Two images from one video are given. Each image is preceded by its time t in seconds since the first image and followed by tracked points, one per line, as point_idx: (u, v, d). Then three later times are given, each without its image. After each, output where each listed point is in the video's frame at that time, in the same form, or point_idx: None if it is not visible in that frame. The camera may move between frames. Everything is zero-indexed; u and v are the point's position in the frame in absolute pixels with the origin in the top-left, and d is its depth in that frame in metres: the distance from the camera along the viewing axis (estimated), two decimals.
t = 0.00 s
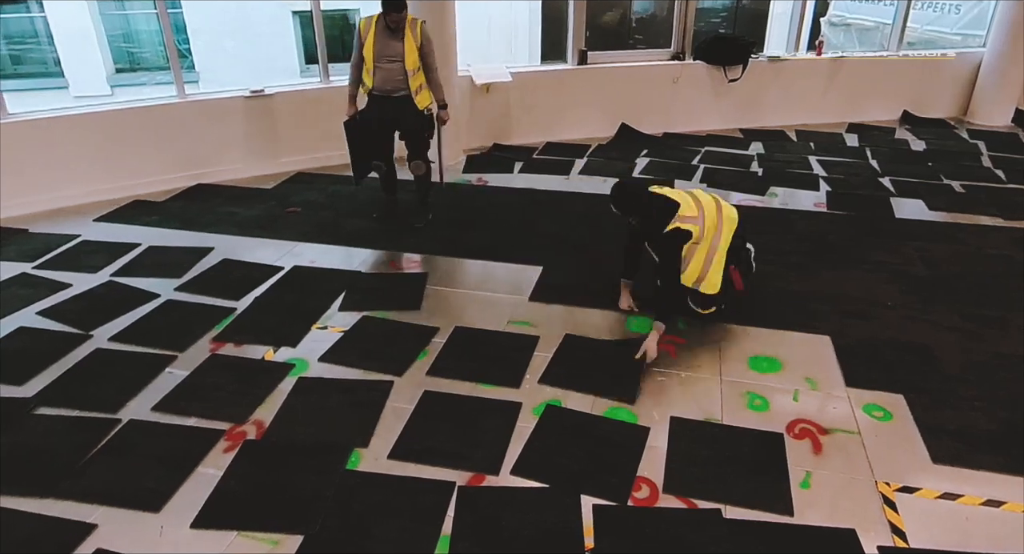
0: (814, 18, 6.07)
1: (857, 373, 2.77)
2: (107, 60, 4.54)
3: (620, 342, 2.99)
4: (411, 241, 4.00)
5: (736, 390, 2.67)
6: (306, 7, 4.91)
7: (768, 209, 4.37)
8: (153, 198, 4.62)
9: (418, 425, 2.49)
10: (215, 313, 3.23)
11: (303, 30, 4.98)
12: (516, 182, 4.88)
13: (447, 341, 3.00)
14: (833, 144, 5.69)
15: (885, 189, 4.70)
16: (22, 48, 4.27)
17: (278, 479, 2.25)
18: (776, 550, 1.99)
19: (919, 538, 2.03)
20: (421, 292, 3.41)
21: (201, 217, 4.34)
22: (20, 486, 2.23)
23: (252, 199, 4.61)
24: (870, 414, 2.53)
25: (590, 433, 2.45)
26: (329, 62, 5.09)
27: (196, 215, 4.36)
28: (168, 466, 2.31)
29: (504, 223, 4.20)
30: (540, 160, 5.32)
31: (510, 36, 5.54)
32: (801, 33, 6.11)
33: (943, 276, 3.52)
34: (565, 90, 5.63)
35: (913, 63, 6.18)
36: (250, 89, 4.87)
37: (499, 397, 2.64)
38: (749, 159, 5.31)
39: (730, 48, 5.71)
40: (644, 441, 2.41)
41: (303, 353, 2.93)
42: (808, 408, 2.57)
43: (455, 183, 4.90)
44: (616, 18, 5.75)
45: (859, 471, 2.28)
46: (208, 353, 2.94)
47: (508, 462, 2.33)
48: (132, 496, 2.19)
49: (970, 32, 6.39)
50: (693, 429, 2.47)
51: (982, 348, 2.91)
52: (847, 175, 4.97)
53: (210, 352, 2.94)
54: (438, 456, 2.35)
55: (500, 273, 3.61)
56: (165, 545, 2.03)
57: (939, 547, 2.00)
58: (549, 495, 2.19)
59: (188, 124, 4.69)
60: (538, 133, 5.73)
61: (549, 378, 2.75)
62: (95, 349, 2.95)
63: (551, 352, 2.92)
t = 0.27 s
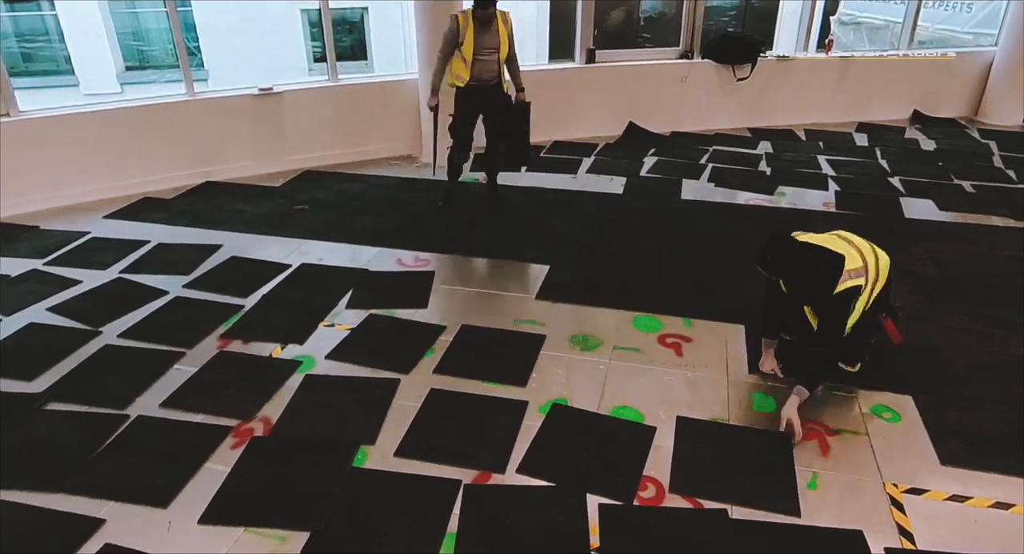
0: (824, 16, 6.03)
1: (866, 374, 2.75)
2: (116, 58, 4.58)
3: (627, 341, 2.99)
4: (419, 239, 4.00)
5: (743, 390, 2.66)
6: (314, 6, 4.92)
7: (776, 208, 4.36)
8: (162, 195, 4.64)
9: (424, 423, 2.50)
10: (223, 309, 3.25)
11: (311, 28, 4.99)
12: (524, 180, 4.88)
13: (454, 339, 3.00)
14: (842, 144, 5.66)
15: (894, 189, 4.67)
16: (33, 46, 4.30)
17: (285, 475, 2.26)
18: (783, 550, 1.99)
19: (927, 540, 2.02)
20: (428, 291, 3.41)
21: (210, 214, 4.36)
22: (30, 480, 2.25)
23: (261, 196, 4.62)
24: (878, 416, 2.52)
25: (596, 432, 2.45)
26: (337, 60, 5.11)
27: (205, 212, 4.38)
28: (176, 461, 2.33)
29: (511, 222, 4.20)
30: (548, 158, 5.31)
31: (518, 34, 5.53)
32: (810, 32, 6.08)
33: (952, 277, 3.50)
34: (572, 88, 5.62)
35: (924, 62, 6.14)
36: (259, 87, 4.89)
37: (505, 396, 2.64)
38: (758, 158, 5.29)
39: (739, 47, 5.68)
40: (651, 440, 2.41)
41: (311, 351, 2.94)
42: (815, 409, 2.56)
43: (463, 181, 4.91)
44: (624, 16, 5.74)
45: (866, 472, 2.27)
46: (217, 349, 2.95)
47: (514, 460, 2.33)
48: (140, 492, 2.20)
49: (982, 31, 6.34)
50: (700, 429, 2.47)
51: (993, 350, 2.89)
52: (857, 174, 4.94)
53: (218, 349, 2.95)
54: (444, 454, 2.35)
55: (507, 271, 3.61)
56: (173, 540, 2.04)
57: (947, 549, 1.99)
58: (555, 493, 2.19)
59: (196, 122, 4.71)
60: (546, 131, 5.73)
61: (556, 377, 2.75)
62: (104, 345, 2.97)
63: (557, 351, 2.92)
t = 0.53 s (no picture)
0: (833, 15, 6.00)
1: (874, 375, 2.74)
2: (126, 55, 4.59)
3: (633, 340, 2.98)
4: (426, 237, 4.01)
5: (750, 391, 2.65)
6: (322, 3, 4.93)
7: (784, 208, 4.34)
8: (170, 193, 4.67)
9: (430, 421, 2.50)
10: (230, 306, 3.26)
11: (320, 26, 5.00)
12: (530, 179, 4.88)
13: (460, 338, 3.00)
14: (851, 143, 5.63)
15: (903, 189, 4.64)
16: (44, 43, 4.35)
17: (291, 472, 2.27)
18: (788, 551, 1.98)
19: (934, 541, 2.01)
20: (435, 289, 3.42)
21: (218, 211, 4.37)
22: (39, 475, 2.27)
23: (268, 194, 4.64)
24: (886, 417, 2.50)
25: (602, 431, 2.44)
26: (345, 58, 5.11)
27: (213, 210, 4.40)
28: (184, 457, 2.34)
29: (518, 220, 4.20)
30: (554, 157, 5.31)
31: (526, 32, 5.53)
32: (820, 31, 6.05)
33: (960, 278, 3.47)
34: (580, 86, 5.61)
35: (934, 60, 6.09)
36: (267, 85, 4.90)
37: (511, 394, 2.65)
38: (766, 157, 5.27)
39: (747, 46, 5.65)
40: (656, 440, 2.41)
41: (317, 348, 2.95)
42: (822, 409, 2.54)
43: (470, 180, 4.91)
44: (632, 15, 5.72)
45: (873, 474, 2.26)
46: (224, 346, 2.97)
47: (519, 459, 2.33)
48: (148, 487, 2.21)
49: (993, 30, 6.30)
50: (706, 429, 2.46)
51: (1001, 352, 2.86)
52: (866, 174, 4.91)
53: (226, 345, 2.97)
54: (450, 452, 2.35)
55: (513, 270, 3.61)
56: (180, 536, 2.05)
57: (954, 551, 1.98)
58: (560, 492, 2.19)
59: (205, 119, 4.73)
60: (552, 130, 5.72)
61: (562, 376, 2.75)
62: (112, 341, 2.99)
63: (563, 350, 2.92)
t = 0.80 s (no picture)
0: (843, 14, 5.97)
1: (881, 375, 2.72)
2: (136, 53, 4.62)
3: (640, 340, 2.98)
4: (433, 235, 4.02)
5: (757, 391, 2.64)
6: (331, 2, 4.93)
7: (792, 207, 4.32)
8: (179, 190, 4.69)
9: (436, 419, 2.51)
10: (238, 304, 3.28)
11: (328, 24, 5.01)
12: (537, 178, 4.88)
13: (466, 336, 3.01)
14: (860, 143, 5.60)
15: (912, 189, 4.61)
16: (55, 41, 4.36)
17: (298, 469, 2.28)
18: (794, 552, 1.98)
19: (942, 543, 2.00)
20: (441, 287, 3.42)
21: (226, 209, 4.39)
22: (48, 470, 2.29)
23: (276, 192, 4.66)
24: (894, 418, 2.49)
25: (607, 430, 2.44)
26: (353, 56, 5.12)
27: (221, 207, 4.42)
28: (191, 453, 2.35)
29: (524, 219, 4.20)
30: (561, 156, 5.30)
31: (534, 31, 5.52)
32: (829, 29, 6.01)
33: (969, 278, 3.45)
34: (587, 85, 5.60)
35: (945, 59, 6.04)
36: (276, 83, 4.92)
37: (517, 393, 2.65)
38: (774, 157, 5.25)
39: (756, 44, 5.62)
40: (662, 439, 2.40)
41: (324, 346, 2.96)
42: (830, 410, 2.53)
43: (477, 178, 4.91)
44: (640, 13, 5.70)
45: (881, 475, 2.25)
46: (232, 343, 2.98)
47: (524, 457, 2.33)
48: (156, 483, 2.23)
49: (1005, 29, 6.24)
50: (712, 429, 2.45)
51: (1011, 353, 2.84)
52: (875, 174, 4.88)
53: (233, 342, 2.98)
54: (455, 450, 2.36)
55: (520, 269, 3.61)
56: (187, 531, 2.07)
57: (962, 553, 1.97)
58: (565, 491, 2.19)
59: (214, 117, 4.75)
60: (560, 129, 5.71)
61: (568, 375, 2.74)
62: (121, 338, 3.01)
63: (570, 349, 2.92)
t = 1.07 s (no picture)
0: (853, 13, 5.93)
1: (889, 376, 2.71)
2: (145, 51, 4.64)
3: (646, 339, 2.97)
4: (440, 233, 4.02)
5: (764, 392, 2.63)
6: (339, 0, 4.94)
7: (800, 207, 4.30)
8: (187, 188, 4.71)
9: (442, 417, 2.51)
10: (245, 301, 3.29)
11: (336, 23, 5.02)
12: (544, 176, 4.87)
13: (472, 335, 3.01)
14: (869, 143, 5.57)
15: (922, 189, 4.59)
16: (65, 39, 4.38)
17: (305, 466, 2.28)
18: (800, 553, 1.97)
19: (950, 546, 1.98)
20: (448, 286, 3.42)
21: (234, 207, 4.41)
22: (57, 465, 2.30)
23: (284, 190, 4.67)
24: (902, 419, 2.47)
25: (613, 430, 2.44)
26: (360, 55, 5.14)
27: (229, 205, 4.43)
28: (199, 449, 2.36)
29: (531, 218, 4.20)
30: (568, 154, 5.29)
31: (542, 29, 5.52)
32: (839, 28, 5.98)
33: (979, 279, 3.43)
34: (595, 83, 5.59)
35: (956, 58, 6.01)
36: (284, 81, 4.94)
37: (524, 392, 2.65)
38: (782, 156, 5.23)
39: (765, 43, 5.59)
40: (668, 439, 2.40)
41: (331, 343, 2.96)
42: (837, 411, 2.52)
43: (484, 177, 4.91)
44: (649, 12, 5.69)
45: (888, 476, 2.24)
46: (240, 340, 2.99)
47: (530, 456, 2.33)
48: (164, 479, 2.24)
49: (1016, 27, 6.21)
50: (719, 429, 2.45)
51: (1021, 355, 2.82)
52: (884, 173, 4.86)
53: (241, 339, 3.00)
54: (461, 448, 2.36)
55: (526, 268, 3.61)
56: (194, 527, 2.08)
57: None
58: (571, 490, 2.19)
59: (222, 115, 4.77)
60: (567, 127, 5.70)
61: (574, 375, 2.74)
62: (130, 334, 3.03)
63: (576, 349, 2.91)
